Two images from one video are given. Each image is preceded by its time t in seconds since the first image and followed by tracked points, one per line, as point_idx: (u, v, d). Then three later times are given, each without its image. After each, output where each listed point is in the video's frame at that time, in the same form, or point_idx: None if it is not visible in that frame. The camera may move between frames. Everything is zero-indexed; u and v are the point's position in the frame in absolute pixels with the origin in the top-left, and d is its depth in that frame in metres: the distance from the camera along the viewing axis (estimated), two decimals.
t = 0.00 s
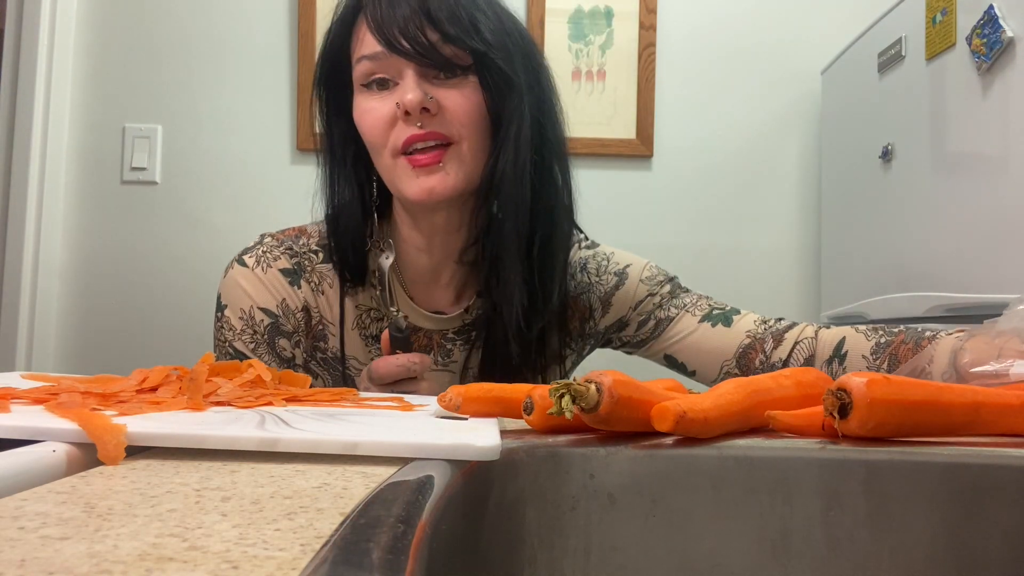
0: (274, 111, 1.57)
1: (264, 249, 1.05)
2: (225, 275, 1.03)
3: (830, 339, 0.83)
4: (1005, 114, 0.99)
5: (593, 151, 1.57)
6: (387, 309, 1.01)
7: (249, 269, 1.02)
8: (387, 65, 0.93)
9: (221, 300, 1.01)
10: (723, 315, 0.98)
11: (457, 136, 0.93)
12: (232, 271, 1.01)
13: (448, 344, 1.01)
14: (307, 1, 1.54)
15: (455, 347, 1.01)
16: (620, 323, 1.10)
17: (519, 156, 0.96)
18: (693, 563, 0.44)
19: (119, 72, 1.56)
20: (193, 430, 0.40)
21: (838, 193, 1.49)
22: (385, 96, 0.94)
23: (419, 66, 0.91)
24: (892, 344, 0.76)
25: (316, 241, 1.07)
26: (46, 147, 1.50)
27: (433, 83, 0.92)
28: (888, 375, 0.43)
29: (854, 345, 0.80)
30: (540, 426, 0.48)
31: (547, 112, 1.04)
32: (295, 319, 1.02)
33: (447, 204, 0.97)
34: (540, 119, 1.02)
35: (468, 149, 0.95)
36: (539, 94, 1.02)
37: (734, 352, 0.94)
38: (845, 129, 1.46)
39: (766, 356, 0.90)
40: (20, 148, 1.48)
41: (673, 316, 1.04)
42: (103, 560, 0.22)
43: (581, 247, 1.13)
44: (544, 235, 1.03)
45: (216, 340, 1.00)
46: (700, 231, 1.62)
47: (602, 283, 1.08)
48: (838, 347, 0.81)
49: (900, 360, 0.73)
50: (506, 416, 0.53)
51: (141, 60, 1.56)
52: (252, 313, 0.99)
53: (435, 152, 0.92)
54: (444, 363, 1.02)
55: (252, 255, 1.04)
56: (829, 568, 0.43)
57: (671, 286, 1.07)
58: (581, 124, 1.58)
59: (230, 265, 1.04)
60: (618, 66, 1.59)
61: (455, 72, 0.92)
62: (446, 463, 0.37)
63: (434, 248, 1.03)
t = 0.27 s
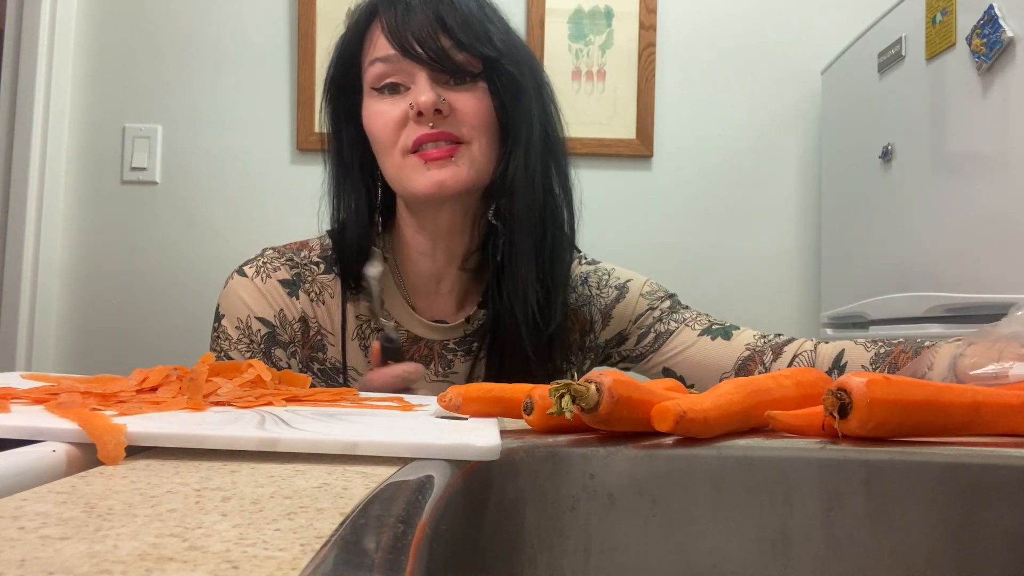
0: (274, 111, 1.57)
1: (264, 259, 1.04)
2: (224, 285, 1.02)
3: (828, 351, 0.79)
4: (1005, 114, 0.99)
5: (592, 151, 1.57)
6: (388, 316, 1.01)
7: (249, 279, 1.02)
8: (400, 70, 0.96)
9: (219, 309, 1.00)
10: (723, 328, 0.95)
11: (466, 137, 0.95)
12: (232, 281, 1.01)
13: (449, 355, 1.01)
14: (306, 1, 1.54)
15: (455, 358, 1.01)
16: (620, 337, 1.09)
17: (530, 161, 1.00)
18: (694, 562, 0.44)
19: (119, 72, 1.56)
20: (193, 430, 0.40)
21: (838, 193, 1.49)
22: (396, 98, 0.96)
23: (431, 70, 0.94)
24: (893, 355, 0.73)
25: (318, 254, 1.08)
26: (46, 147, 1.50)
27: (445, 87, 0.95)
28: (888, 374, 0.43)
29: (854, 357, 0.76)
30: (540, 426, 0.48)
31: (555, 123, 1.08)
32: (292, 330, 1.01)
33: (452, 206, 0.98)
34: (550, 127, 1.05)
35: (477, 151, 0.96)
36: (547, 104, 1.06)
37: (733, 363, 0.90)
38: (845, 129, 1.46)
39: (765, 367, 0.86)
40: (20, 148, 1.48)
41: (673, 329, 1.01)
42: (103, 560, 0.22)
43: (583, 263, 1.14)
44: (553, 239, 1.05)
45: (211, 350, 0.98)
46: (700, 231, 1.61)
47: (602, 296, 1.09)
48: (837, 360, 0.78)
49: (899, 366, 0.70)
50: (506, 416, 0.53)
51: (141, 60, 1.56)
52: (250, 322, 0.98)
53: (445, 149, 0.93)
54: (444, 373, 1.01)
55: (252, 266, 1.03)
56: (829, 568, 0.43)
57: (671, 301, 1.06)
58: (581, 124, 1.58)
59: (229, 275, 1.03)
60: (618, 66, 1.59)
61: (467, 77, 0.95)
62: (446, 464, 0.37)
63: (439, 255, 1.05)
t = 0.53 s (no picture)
0: (274, 111, 1.57)
1: (258, 264, 1.06)
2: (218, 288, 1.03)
3: (825, 354, 0.79)
4: (1005, 114, 0.99)
5: (592, 151, 1.57)
6: (381, 322, 1.01)
7: (241, 283, 1.03)
8: (396, 74, 0.95)
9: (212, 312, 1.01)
10: (720, 334, 0.93)
11: (461, 144, 0.95)
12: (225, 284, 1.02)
13: (441, 360, 1.00)
14: (307, 1, 1.54)
15: (449, 363, 1.00)
16: (617, 343, 1.09)
17: (526, 166, 1.01)
18: (694, 562, 0.44)
19: (119, 73, 1.56)
20: (193, 430, 0.40)
21: (838, 193, 1.49)
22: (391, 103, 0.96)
23: (428, 77, 0.94)
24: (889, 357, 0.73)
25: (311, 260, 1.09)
26: (46, 147, 1.50)
27: (441, 93, 0.95)
28: (888, 375, 0.43)
29: (851, 361, 0.76)
30: (540, 426, 0.48)
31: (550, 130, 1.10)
32: (282, 333, 1.02)
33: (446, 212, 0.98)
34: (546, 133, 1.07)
35: (469, 158, 0.97)
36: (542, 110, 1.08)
37: (730, 367, 0.88)
38: (845, 130, 1.46)
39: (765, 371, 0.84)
40: (20, 148, 1.48)
41: (671, 334, 1.00)
42: (103, 560, 0.22)
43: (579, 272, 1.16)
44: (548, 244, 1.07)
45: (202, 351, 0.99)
46: (700, 231, 1.62)
47: (599, 300, 1.10)
48: (834, 363, 0.77)
49: (895, 368, 0.71)
50: (506, 416, 0.53)
51: (141, 60, 1.56)
52: (241, 324, 0.99)
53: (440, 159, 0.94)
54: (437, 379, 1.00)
55: (246, 270, 1.05)
56: (829, 567, 0.43)
57: (669, 305, 1.06)
58: (581, 124, 1.58)
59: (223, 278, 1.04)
60: (618, 66, 1.59)
61: (463, 83, 0.96)
62: (445, 463, 0.37)
63: (433, 264, 1.04)
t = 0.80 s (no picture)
0: (274, 111, 1.57)
1: (247, 278, 1.05)
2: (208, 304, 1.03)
3: (826, 361, 0.79)
4: (1005, 114, 0.99)
5: (592, 151, 1.57)
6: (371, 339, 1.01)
7: (232, 298, 1.03)
8: (379, 92, 0.95)
9: (204, 328, 1.02)
10: (721, 345, 0.92)
11: (444, 163, 0.93)
12: (216, 300, 1.01)
13: (433, 377, 1.00)
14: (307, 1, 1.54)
15: (440, 381, 1.00)
16: (615, 357, 1.09)
17: (512, 185, 1.00)
18: (695, 563, 0.44)
19: (119, 72, 1.56)
20: (193, 430, 0.40)
21: (838, 193, 1.50)
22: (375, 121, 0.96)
23: (409, 94, 0.94)
24: (891, 360, 0.74)
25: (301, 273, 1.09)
26: (46, 147, 1.50)
27: (423, 110, 0.94)
28: (888, 375, 0.43)
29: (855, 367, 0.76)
30: (540, 426, 0.48)
31: (540, 144, 1.07)
32: (274, 349, 1.02)
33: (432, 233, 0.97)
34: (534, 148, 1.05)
35: (454, 176, 0.95)
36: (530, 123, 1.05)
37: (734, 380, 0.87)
38: (845, 130, 1.46)
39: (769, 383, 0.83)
40: (20, 148, 1.48)
41: (670, 348, 0.99)
42: (103, 560, 0.22)
43: (573, 283, 1.15)
44: (539, 261, 1.06)
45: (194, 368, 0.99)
46: (700, 231, 1.61)
47: (595, 316, 1.09)
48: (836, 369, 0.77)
49: (897, 371, 0.71)
50: (506, 416, 0.53)
51: (141, 60, 1.56)
52: (232, 341, 1.00)
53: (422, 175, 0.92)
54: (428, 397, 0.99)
55: (235, 284, 1.04)
56: (830, 567, 0.43)
57: (666, 316, 1.05)
58: (581, 124, 1.58)
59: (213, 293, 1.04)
60: (618, 66, 1.59)
61: (444, 101, 0.95)
62: (445, 463, 0.37)
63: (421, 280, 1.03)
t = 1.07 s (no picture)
0: (274, 111, 1.57)
1: (240, 279, 1.04)
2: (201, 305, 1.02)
3: (824, 362, 0.78)
4: (1005, 114, 0.99)
5: (592, 151, 1.57)
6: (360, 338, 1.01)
7: (224, 300, 1.02)
8: (370, 96, 0.95)
9: (197, 329, 1.01)
10: (718, 348, 0.90)
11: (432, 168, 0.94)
12: (208, 302, 1.00)
13: (424, 380, 0.99)
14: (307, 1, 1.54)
15: (431, 383, 0.99)
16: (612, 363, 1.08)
17: (499, 190, 0.98)
18: (695, 562, 0.44)
19: (119, 72, 1.56)
20: (193, 430, 0.40)
21: (838, 193, 1.49)
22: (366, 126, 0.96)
23: (400, 100, 0.93)
24: (890, 361, 0.74)
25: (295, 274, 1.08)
26: (46, 147, 1.50)
27: (413, 116, 0.95)
28: (888, 375, 0.43)
29: (853, 367, 0.76)
30: (540, 426, 0.48)
31: (532, 150, 1.07)
32: (265, 351, 1.01)
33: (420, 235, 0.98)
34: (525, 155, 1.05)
35: (443, 180, 0.95)
36: (522, 129, 1.05)
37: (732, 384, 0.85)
38: (845, 130, 1.46)
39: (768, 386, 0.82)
40: (20, 148, 1.48)
41: (667, 352, 0.97)
42: (103, 560, 0.22)
43: (568, 286, 1.15)
44: (529, 267, 1.06)
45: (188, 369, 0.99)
46: (700, 231, 1.61)
47: (590, 320, 1.09)
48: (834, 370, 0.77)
49: (897, 370, 0.71)
50: (506, 416, 0.53)
51: (141, 60, 1.56)
52: (224, 343, 0.99)
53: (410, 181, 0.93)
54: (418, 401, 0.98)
55: (228, 286, 1.03)
56: (830, 567, 0.43)
57: (662, 320, 1.04)
58: (581, 124, 1.58)
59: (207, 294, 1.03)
60: (618, 66, 1.59)
61: (435, 107, 0.95)
62: (446, 463, 0.37)
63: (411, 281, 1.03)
